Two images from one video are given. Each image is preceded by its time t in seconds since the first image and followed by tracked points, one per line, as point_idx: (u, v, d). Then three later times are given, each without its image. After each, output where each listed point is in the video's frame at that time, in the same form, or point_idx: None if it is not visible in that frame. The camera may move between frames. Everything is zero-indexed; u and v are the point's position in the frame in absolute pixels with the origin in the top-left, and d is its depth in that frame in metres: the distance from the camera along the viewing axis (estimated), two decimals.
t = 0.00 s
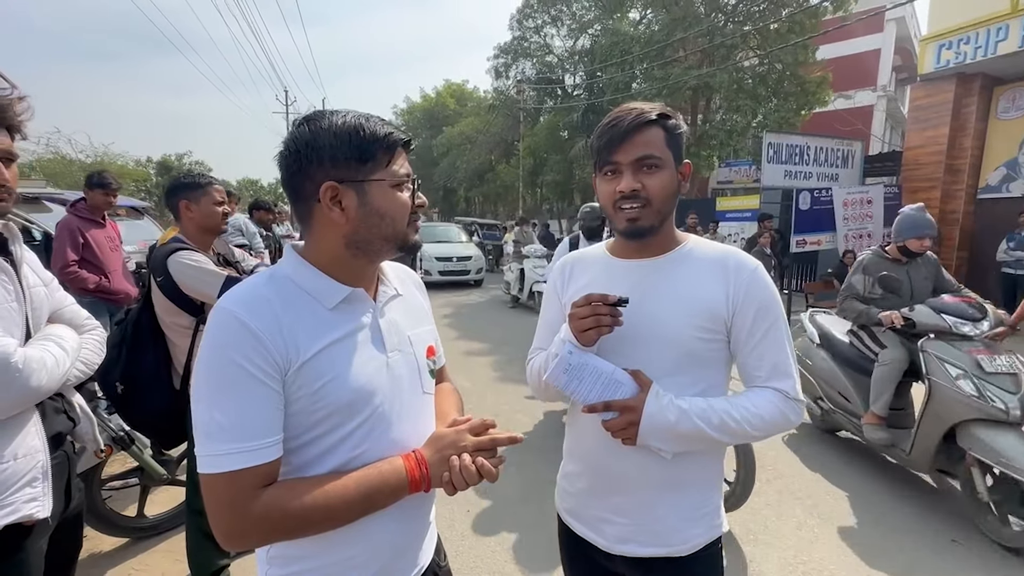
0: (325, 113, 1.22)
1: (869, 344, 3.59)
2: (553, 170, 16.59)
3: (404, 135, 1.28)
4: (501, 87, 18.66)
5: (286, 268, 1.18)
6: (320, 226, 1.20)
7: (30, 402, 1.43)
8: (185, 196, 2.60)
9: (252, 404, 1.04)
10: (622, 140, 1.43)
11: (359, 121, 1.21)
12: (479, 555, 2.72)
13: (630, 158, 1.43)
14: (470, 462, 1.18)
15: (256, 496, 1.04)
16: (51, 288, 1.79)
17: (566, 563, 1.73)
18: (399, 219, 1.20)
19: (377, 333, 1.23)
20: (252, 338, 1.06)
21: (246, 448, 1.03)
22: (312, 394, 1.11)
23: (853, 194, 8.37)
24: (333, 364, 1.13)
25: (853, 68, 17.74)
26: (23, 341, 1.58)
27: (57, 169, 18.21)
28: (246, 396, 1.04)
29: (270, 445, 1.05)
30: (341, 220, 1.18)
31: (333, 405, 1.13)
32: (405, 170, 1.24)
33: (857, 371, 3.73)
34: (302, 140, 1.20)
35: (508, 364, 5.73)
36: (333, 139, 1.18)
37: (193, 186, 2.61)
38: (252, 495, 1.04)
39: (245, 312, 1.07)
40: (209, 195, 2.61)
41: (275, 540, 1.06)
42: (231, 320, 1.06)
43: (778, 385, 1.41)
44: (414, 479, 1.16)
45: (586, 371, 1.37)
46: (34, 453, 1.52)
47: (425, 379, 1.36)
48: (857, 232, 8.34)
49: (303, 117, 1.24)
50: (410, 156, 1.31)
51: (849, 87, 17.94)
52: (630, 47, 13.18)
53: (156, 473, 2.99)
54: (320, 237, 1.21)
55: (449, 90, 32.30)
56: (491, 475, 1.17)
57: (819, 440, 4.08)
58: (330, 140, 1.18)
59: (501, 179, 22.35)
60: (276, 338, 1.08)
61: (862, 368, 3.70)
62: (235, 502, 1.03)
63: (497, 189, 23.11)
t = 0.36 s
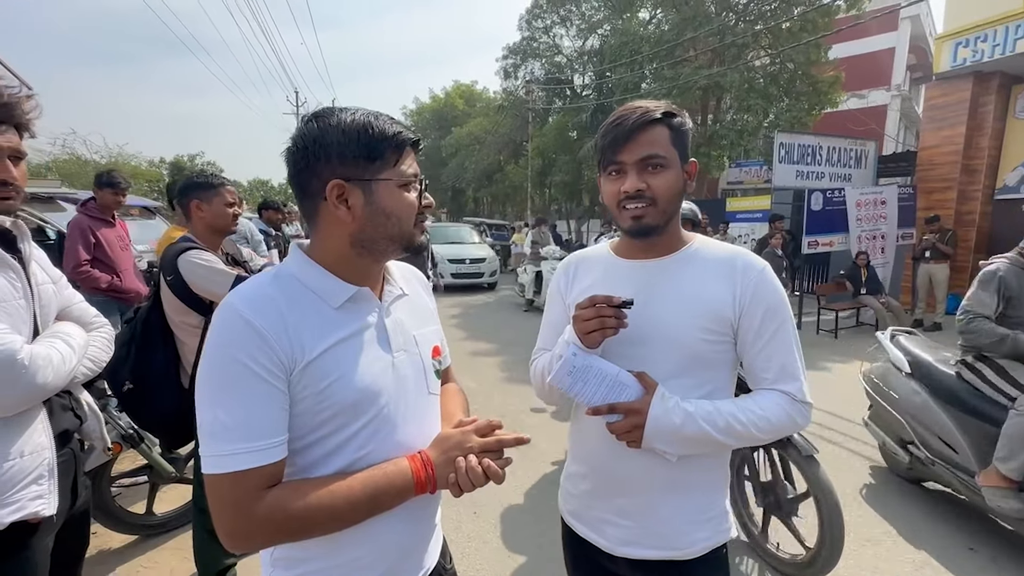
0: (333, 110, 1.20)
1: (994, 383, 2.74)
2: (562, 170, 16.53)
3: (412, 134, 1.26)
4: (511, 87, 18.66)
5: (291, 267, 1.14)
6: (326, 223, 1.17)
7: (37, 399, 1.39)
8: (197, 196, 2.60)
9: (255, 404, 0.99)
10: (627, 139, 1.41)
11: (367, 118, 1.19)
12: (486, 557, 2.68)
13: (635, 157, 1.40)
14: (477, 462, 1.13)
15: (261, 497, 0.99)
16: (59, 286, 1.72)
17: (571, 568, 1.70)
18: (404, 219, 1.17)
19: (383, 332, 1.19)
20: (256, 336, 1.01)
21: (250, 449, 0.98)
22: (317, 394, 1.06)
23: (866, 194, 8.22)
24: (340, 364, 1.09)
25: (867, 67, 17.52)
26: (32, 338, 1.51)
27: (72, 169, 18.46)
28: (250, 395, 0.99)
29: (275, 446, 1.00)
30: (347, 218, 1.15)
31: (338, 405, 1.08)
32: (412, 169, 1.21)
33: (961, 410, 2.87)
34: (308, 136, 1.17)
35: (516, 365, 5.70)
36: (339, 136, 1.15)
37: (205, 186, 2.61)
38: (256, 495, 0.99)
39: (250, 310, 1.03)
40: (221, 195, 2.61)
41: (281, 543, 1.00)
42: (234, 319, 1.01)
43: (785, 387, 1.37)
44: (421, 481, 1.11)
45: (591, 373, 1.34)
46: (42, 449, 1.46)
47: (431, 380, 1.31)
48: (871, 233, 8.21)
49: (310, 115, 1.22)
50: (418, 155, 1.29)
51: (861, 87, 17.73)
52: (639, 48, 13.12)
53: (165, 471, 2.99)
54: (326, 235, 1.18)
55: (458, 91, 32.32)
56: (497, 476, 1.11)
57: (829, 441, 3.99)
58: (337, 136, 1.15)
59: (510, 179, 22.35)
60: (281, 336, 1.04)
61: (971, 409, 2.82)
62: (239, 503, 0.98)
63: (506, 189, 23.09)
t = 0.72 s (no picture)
0: (341, 108, 1.18)
1: None
2: (572, 170, 16.47)
3: (421, 136, 1.19)
4: (520, 87, 18.65)
5: (297, 265, 1.12)
6: (327, 223, 1.15)
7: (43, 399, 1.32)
8: (206, 195, 2.58)
9: (258, 403, 0.97)
10: (629, 137, 1.38)
11: (367, 116, 1.14)
12: (492, 558, 2.65)
13: (636, 156, 1.37)
14: (481, 462, 1.10)
15: (263, 496, 0.97)
16: (66, 285, 1.63)
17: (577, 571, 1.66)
18: (396, 224, 1.12)
19: (387, 331, 1.16)
20: (260, 334, 0.99)
21: (253, 447, 0.96)
22: (319, 394, 1.04)
23: (880, 193, 8.05)
24: (342, 363, 1.06)
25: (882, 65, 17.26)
26: (38, 338, 1.43)
27: (86, 169, 18.70)
28: (252, 394, 0.97)
29: (277, 444, 0.98)
30: (341, 218, 1.13)
31: (340, 406, 1.05)
32: (413, 173, 1.15)
33: None
34: (313, 134, 1.15)
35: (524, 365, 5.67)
36: (337, 134, 1.12)
37: (214, 186, 2.59)
38: (258, 494, 0.97)
39: (254, 308, 1.01)
40: (229, 195, 2.60)
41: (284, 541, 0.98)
42: (238, 316, 1.00)
43: (789, 387, 1.34)
44: (423, 482, 1.08)
45: (593, 373, 1.31)
46: (46, 449, 1.38)
47: (436, 381, 1.28)
48: (886, 233, 8.06)
49: (321, 114, 1.20)
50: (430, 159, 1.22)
51: (876, 85, 17.49)
52: (649, 46, 13.07)
53: (174, 469, 2.98)
54: (328, 234, 1.15)
55: (467, 91, 32.31)
56: (501, 476, 1.08)
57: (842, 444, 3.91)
58: (338, 132, 1.12)
59: (519, 179, 22.31)
60: (284, 335, 1.02)
61: None
62: (241, 502, 0.96)
63: (515, 189, 23.06)
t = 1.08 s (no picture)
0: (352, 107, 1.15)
1: None
2: (582, 169, 16.41)
3: (427, 134, 1.15)
4: (531, 86, 18.64)
5: (303, 263, 1.10)
6: (333, 224, 1.13)
7: (43, 400, 1.31)
8: (212, 193, 2.58)
9: (256, 402, 0.95)
10: (630, 135, 1.34)
11: (371, 113, 1.11)
12: (499, 560, 2.62)
13: (638, 153, 1.34)
14: (481, 470, 1.06)
15: (257, 498, 0.95)
16: (69, 285, 1.63)
17: None
18: (395, 225, 1.09)
19: (390, 333, 1.13)
20: (261, 332, 0.97)
21: (250, 448, 0.94)
22: (319, 395, 1.02)
23: (898, 190, 8.01)
24: (344, 365, 1.04)
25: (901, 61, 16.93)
26: (38, 339, 1.42)
27: (102, 170, 18.98)
28: (251, 392, 0.95)
29: (274, 446, 0.96)
30: (343, 218, 1.11)
31: (339, 408, 1.03)
32: (416, 173, 1.10)
33: None
34: (324, 131, 1.13)
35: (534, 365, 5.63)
36: (339, 132, 1.10)
37: (221, 184, 2.59)
38: (255, 495, 0.95)
39: (257, 306, 0.99)
40: (236, 194, 2.59)
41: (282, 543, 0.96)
42: (240, 313, 0.98)
43: (803, 387, 1.29)
44: (422, 490, 1.05)
45: (600, 376, 1.27)
46: (48, 450, 1.37)
47: (438, 385, 1.25)
48: (903, 231, 7.98)
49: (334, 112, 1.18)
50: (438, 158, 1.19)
51: (893, 81, 17.20)
52: (661, 43, 12.98)
53: (184, 468, 2.97)
54: (335, 234, 1.13)
55: (478, 90, 32.29)
56: (502, 485, 1.05)
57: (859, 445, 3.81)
58: (342, 132, 1.10)
59: (530, 178, 22.26)
60: (285, 334, 0.99)
61: None
62: (236, 504, 0.94)
63: (525, 188, 23.02)
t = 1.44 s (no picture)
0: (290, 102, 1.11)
1: None
2: (592, 167, 16.32)
3: (372, 117, 1.11)
4: (541, 85, 18.59)
5: (258, 266, 1.07)
6: (287, 222, 1.09)
7: (35, 406, 1.30)
8: (215, 194, 2.56)
9: (209, 415, 0.91)
10: (636, 129, 1.29)
11: (311, 104, 1.07)
12: (503, 564, 2.58)
13: (645, 148, 1.29)
14: (459, 461, 1.04)
15: (217, 518, 0.91)
16: (66, 288, 1.61)
17: None
18: (356, 216, 1.05)
19: (359, 336, 1.10)
20: (213, 340, 0.94)
21: (206, 463, 0.91)
22: (282, 404, 0.98)
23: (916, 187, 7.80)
24: (308, 369, 1.00)
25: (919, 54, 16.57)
26: (32, 342, 1.41)
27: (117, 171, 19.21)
28: (205, 404, 0.92)
29: (232, 460, 0.92)
30: (297, 214, 1.07)
31: (304, 416, 0.99)
32: (368, 159, 1.07)
33: None
34: (265, 128, 1.09)
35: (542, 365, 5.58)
36: (281, 129, 1.06)
37: (222, 185, 2.57)
38: (217, 514, 0.91)
39: (208, 313, 0.96)
40: (238, 194, 2.57)
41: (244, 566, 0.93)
42: (190, 322, 0.94)
43: (815, 395, 1.24)
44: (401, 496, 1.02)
45: (600, 379, 1.22)
46: (40, 455, 1.36)
47: (413, 386, 1.21)
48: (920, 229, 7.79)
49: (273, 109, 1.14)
50: (388, 143, 1.15)
51: (911, 74, 16.87)
52: (672, 39, 12.87)
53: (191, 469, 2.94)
54: (288, 232, 1.10)
55: (487, 89, 32.23)
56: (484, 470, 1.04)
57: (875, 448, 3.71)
58: (281, 127, 1.07)
59: (540, 176, 22.20)
60: (240, 341, 0.96)
61: None
62: (194, 526, 0.91)
63: (536, 187, 22.96)
